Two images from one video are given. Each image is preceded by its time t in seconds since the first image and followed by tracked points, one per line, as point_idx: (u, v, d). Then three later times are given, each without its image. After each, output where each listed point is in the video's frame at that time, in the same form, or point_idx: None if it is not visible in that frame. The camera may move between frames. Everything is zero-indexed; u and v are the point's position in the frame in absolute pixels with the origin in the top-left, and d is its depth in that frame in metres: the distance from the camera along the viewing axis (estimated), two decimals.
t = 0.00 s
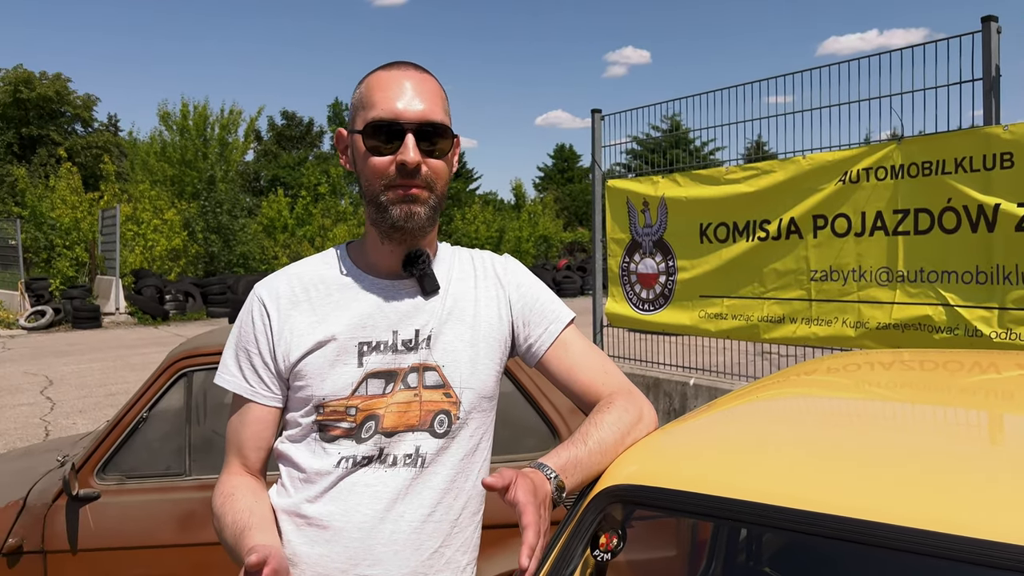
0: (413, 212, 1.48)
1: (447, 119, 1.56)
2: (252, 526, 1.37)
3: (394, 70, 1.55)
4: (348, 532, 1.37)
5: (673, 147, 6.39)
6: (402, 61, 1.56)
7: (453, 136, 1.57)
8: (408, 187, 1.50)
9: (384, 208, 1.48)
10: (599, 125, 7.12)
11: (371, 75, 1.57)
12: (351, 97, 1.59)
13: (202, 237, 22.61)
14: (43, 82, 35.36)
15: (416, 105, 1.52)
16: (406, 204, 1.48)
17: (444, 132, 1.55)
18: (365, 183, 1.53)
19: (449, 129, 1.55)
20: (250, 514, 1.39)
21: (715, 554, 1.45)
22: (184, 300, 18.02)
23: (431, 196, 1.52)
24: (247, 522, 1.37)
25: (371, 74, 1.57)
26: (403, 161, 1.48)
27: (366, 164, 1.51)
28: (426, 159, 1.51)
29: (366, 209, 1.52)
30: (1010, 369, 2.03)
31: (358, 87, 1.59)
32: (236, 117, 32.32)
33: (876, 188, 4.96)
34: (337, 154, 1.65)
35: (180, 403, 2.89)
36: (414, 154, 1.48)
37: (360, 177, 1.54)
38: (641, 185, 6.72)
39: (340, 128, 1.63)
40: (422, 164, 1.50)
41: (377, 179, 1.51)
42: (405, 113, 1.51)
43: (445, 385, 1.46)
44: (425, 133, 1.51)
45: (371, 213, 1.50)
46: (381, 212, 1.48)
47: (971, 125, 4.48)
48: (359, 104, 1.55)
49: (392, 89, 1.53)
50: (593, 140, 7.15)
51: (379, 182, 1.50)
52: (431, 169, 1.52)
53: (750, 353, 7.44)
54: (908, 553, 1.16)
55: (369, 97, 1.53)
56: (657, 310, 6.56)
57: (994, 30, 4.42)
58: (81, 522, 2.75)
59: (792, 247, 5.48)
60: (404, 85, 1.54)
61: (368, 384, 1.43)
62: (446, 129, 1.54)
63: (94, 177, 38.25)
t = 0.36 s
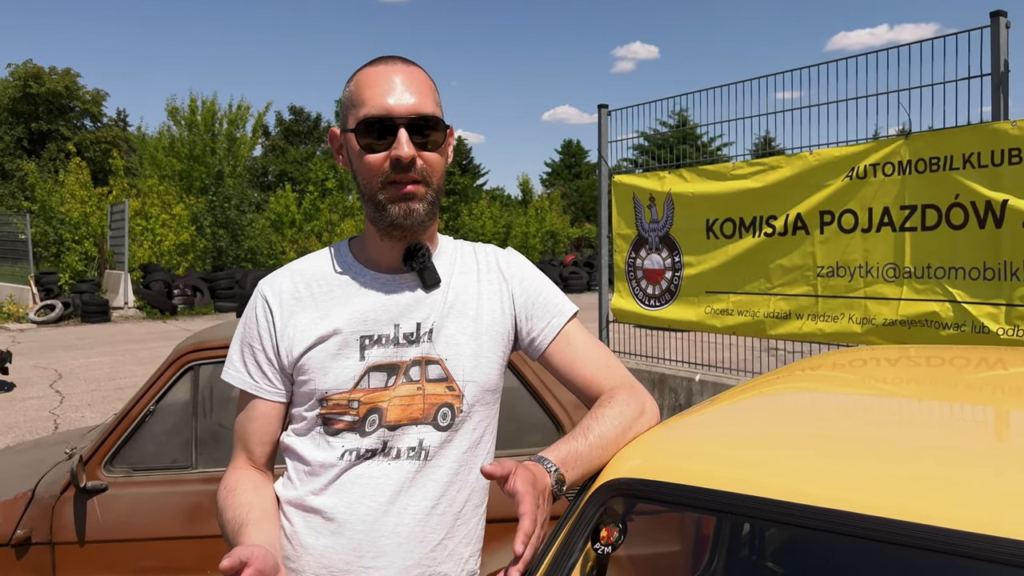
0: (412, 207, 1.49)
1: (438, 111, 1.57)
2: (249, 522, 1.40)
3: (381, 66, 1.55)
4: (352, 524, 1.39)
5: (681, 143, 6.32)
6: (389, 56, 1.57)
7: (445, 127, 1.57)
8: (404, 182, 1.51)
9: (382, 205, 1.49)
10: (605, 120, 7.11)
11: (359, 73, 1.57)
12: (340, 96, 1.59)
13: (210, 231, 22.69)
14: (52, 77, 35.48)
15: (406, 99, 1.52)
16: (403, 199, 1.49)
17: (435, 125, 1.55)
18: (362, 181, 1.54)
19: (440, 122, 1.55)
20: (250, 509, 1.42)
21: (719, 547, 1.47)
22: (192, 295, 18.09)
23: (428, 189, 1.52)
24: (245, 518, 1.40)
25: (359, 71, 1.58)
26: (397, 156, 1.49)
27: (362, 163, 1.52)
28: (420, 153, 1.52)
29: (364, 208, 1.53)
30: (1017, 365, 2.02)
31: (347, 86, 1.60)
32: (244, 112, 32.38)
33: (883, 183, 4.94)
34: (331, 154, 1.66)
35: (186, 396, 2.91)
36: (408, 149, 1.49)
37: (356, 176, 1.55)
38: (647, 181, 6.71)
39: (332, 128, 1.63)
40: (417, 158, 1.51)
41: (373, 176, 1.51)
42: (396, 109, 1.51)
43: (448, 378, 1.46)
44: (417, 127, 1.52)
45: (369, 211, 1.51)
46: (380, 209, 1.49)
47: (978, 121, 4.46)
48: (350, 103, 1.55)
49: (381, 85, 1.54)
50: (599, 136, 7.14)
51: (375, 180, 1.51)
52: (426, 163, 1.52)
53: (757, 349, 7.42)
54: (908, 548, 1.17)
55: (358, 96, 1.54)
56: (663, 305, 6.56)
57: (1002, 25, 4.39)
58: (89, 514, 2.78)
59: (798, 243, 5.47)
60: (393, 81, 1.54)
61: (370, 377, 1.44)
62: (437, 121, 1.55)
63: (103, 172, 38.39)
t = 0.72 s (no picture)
0: (418, 202, 1.49)
1: (442, 107, 1.57)
2: (260, 515, 1.41)
3: (385, 63, 1.56)
4: (359, 519, 1.40)
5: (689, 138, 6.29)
6: (393, 53, 1.57)
7: (450, 122, 1.58)
8: (410, 178, 1.51)
9: (388, 200, 1.49)
10: (612, 116, 7.09)
11: (364, 69, 1.58)
12: (345, 93, 1.59)
13: (218, 228, 22.77)
14: (62, 74, 35.64)
15: (411, 95, 1.53)
16: (409, 195, 1.50)
17: (440, 121, 1.56)
18: (368, 178, 1.54)
19: (445, 117, 1.56)
20: (260, 503, 1.42)
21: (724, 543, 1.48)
22: (201, 291, 18.17)
23: (434, 184, 1.53)
24: (256, 511, 1.41)
25: (363, 68, 1.58)
26: (403, 153, 1.50)
27: (367, 159, 1.53)
28: (425, 149, 1.52)
29: (370, 204, 1.53)
30: None
31: (351, 83, 1.60)
32: (253, 108, 32.45)
33: (891, 179, 4.92)
34: (336, 152, 1.66)
35: (194, 391, 2.93)
36: (414, 145, 1.49)
37: (361, 172, 1.56)
38: (654, 176, 6.69)
39: (337, 126, 1.64)
40: (422, 154, 1.51)
41: (379, 173, 1.52)
42: (401, 105, 1.51)
43: (454, 374, 1.47)
44: (422, 123, 1.52)
45: (375, 207, 1.51)
46: (385, 205, 1.49)
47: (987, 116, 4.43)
48: (354, 100, 1.56)
49: (386, 81, 1.54)
50: (606, 132, 7.13)
51: (381, 176, 1.51)
52: (432, 158, 1.53)
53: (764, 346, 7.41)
54: (913, 544, 1.17)
55: (363, 92, 1.54)
56: (669, 302, 6.55)
57: (1012, 20, 4.36)
58: (98, 508, 2.81)
59: (806, 240, 5.45)
60: (398, 77, 1.55)
61: (377, 373, 1.44)
62: (442, 117, 1.55)
63: (112, 169, 38.56)
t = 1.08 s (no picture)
0: (429, 197, 1.50)
1: (450, 103, 1.58)
2: (267, 516, 1.40)
3: (394, 58, 1.56)
4: (362, 512, 1.40)
5: (695, 134, 6.33)
6: (401, 48, 1.57)
7: (458, 118, 1.58)
8: (421, 174, 1.51)
9: (399, 196, 1.49)
10: (617, 112, 7.07)
11: (372, 64, 1.57)
12: (351, 88, 1.59)
13: (224, 223, 22.81)
14: (68, 69, 35.70)
15: (421, 92, 1.53)
16: (420, 190, 1.50)
17: (449, 117, 1.56)
18: (376, 174, 1.54)
19: (454, 113, 1.56)
20: (266, 503, 1.42)
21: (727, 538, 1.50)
22: (206, 286, 18.22)
23: (444, 180, 1.53)
24: (263, 512, 1.41)
25: (371, 63, 1.58)
26: (415, 148, 1.49)
27: (377, 154, 1.52)
28: (436, 144, 1.52)
29: (378, 199, 1.53)
30: None
31: (358, 78, 1.59)
32: (258, 104, 32.47)
33: (896, 175, 4.90)
34: (341, 147, 1.65)
35: (199, 386, 2.95)
36: (426, 141, 1.49)
37: (369, 168, 1.55)
38: (659, 172, 6.68)
39: (342, 121, 1.63)
40: (433, 150, 1.51)
41: (389, 168, 1.51)
42: (412, 101, 1.52)
43: (457, 368, 1.47)
44: (433, 119, 1.53)
45: (385, 202, 1.51)
46: (396, 201, 1.49)
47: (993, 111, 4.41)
48: (363, 95, 1.55)
49: (396, 77, 1.54)
50: (611, 128, 7.11)
51: (391, 171, 1.51)
52: (442, 154, 1.53)
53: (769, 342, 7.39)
54: (912, 538, 1.17)
55: (372, 88, 1.54)
56: (674, 298, 6.54)
57: (1019, 14, 4.34)
58: (103, 502, 2.82)
59: (811, 235, 5.43)
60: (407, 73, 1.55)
61: (380, 368, 1.45)
62: (451, 113, 1.56)
63: (118, 164, 38.66)
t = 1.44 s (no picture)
0: (430, 190, 1.49)
1: (453, 96, 1.57)
2: (267, 506, 1.40)
3: (397, 50, 1.55)
4: (358, 504, 1.40)
5: (697, 129, 6.28)
6: (405, 40, 1.56)
7: (461, 111, 1.58)
8: (422, 166, 1.51)
9: (400, 188, 1.49)
10: (619, 106, 7.06)
11: (375, 56, 1.57)
12: (354, 80, 1.59)
13: (225, 218, 22.80)
14: (69, 64, 35.66)
15: (424, 84, 1.53)
16: (421, 183, 1.49)
17: (452, 110, 1.55)
18: (378, 166, 1.53)
19: (457, 106, 1.56)
20: (265, 494, 1.42)
21: (728, 532, 1.51)
22: (208, 281, 18.23)
23: (445, 172, 1.52)
24: (262, 502, 1.40)
25: (374, 55, 1.57)
26: (417, 140, 1.49)
27: (379, 147, 1.52)
28: (438, 137, 1.52)
29: (379, 192, 1.52)
30: None
31: (361, 70, 1.59)
32: (259, 98, 32.42)
33: (899, 169, 4.89)
34: (343, 139, 1.65)
35: (200, 380, 2.95)
36: (428, 133, 1.49)
37: (371, 160, 1.55)
38: (661, 167, 6.66)
39: (344, 113, 1.62)
40: (435, 142, 1.51)
41: (391, 160, 1.51)
42: (414, 93, 1.51)
43: (455, 362, 1.47)
44: (435, 112, 1.52)
45: (386, 194, 1.50)
46: (398, 193, 1.49)
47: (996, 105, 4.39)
48: (365, 87, 1.55)
49: (399, 69, 1.53)
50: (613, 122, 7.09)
51: (393, 164, 1.50)
52: (444, 147, 1.53)
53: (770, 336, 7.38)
54: (906, 530, 1.17)
55: (375, 79, 1.53)
56: (676, 292, 6.53)
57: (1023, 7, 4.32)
58: (105, 496, 2.83)
59: (812, 230, 5.42)
60: (410, 65, 1.54)
61: (379, 361, 1.45)
62: (454, 106, 1.55)
63: (120, 159, 38.63)
